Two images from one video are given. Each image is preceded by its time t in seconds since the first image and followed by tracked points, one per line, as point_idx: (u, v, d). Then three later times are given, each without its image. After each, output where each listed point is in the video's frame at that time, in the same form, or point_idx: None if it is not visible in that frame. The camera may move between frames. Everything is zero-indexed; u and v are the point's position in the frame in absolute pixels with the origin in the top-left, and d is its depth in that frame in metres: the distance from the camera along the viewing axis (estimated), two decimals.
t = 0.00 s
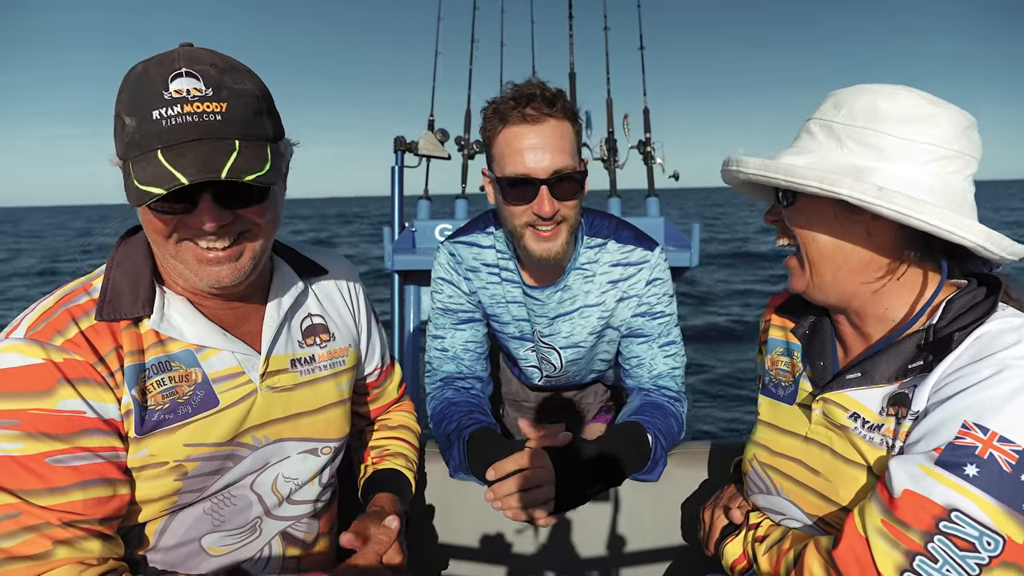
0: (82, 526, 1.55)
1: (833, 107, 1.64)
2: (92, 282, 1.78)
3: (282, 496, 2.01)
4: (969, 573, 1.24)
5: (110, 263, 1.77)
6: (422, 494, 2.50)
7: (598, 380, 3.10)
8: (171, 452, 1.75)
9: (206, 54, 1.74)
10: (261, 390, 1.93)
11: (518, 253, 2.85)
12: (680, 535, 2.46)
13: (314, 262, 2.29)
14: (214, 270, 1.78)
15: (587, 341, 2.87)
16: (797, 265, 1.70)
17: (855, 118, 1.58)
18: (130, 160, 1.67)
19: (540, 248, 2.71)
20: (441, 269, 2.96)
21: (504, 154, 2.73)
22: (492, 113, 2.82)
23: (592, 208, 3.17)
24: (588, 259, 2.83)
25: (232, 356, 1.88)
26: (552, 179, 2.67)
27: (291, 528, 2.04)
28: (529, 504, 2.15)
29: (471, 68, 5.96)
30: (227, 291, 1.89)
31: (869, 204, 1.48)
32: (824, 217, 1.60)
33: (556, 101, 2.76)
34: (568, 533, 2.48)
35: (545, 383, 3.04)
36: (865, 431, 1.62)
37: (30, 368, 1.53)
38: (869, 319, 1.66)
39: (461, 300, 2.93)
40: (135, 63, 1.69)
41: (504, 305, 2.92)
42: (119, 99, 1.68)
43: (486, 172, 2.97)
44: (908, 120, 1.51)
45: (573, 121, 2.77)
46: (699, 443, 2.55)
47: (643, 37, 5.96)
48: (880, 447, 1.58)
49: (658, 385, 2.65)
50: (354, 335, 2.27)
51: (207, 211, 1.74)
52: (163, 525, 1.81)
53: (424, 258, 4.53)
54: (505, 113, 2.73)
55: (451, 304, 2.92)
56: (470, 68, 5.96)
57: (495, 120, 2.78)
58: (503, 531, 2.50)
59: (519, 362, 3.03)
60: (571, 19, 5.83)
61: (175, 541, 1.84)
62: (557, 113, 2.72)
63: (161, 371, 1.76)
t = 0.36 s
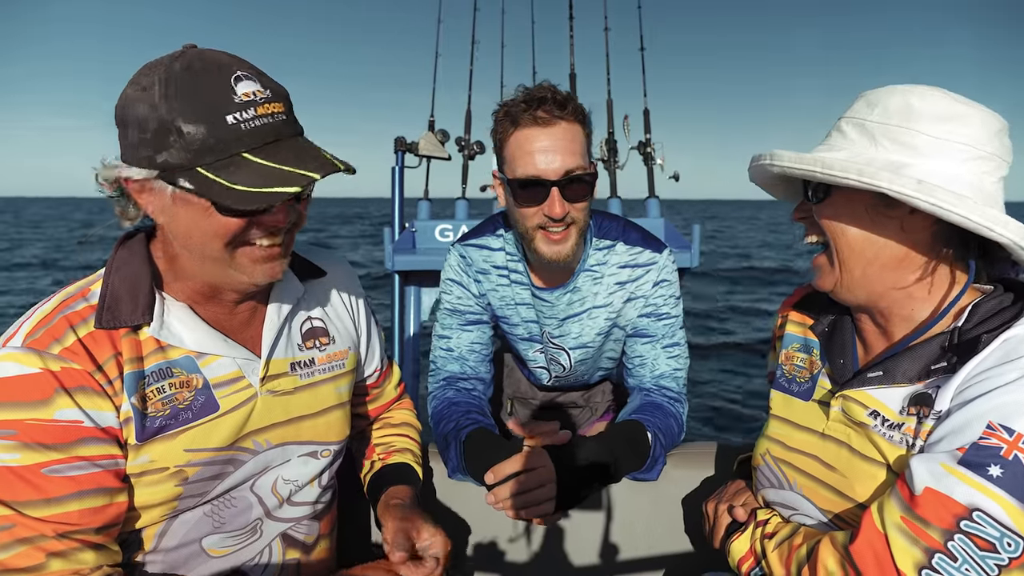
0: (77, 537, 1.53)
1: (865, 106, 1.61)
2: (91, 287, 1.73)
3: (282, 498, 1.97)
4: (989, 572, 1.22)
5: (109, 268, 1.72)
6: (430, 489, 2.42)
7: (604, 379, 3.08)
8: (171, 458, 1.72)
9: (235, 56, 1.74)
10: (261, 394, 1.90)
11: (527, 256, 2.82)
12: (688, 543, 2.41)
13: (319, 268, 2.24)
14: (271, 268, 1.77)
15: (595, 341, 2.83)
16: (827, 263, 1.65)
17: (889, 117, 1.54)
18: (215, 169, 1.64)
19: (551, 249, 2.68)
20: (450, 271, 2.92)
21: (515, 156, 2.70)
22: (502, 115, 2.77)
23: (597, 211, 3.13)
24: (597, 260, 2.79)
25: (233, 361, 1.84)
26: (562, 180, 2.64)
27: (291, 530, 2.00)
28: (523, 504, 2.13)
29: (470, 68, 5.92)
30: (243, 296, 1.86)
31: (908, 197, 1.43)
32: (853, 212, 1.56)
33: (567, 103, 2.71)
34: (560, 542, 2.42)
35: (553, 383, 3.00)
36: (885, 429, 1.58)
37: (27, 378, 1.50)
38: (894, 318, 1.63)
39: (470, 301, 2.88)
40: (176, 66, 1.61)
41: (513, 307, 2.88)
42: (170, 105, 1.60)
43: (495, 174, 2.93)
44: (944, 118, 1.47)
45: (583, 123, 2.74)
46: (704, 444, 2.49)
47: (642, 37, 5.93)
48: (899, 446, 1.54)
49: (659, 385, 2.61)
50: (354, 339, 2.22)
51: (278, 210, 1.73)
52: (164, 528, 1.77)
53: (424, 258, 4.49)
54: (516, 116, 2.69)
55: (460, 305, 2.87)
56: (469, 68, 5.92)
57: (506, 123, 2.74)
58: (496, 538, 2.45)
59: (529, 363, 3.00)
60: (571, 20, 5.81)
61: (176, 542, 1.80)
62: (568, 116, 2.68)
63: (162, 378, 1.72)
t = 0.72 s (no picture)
0: (59, 542, 1.49)
1: (894, 107, 1.53)
2: (81, 289, 1.68)
3: (277, 499, 1.92)
4: None
5: (100, 269, 1.68)
6: (430, 493, 2.36)
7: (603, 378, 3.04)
8: (162, 459, 1.68)
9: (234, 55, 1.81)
10: (254, 394, 1.85)
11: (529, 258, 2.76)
12: (689, 547, 2.36)
13: (310, 269, 2.20)
14: (288, 257, 1.82)
15: (592, 341, 2.77)
16: (851, 263, 1.59)
17: (923, 117, 1.47)
18: (250, 154, 1.71)
19: (569, 246, 2.58)
20: (447, 276, 2.88)
21: (517, 163, 2.68)
22: (495, 125, 2.78)
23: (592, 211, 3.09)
24: (591, 261, 2.74)
25: (226, 361, 1.80)
26: (574, 176, 2.62)
27: (287, 530, 1.95)
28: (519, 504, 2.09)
29: (471, 72, 5.90)
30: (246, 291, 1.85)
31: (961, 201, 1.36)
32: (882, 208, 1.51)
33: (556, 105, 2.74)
34: (556, 553, 2.37)
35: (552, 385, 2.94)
36: (896, 431, 1.53)
37: (13, 380, 1.46)
38: (906, 321, 1.57)
39: (467, 305, 2.84)
40: (192, 63, 1.65)
41: (510, 310, 2.85)
42: (200, 98, 1.65)
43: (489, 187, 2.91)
44: (978, 121, 1.42)
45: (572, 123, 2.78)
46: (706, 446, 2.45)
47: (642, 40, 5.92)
48: (911, 449, 1.50)
49: (654, 383, 2.57)
50: (348, 342, 2.17)
51: (299, 197, 1.81)
52: (159, 530, 1.73)
53: (424, 261, 4.45)
54: (511, 123, 2.69)
55: (457, 310, 2.83)
56: (469, 72, 5.90)
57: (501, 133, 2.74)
58: (492, 549, 2.38)
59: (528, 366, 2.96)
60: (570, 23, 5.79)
61: (171, 544, 1.75)
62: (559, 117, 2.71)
63: (152, 379, 1.68)
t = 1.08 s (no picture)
0: (42, 546, 1.51)
1: (878, 106, 1.54)
2: (64, 292, 1.71)
3: (267, 498, 1.92)
4: None
5: (84, 273, 1.71)
6: (431, 495, 2.37)
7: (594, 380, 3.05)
8: (149, 460, 1.69)
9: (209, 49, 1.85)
10: (243, 395, 1.86)
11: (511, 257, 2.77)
12: (686, 550, 2.35)
13: (300, 270, 2.21)
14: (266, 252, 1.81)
15: (579, 339, 2.78)
16: (836, 266, 1.60)
17: (906, 117, 1.47)
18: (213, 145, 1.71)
19: (546, 240, 2.59)
20: (433, 276, 2.91)
21: (496, 153, 2.69)
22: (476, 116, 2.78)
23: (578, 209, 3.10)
24: (576, 257, 2.74)
25: (213, 362, 1.81)
26: (553, 169, 2.63)
27: (279, 529, 1.95)
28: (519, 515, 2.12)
29: (472, 72, 5.92)
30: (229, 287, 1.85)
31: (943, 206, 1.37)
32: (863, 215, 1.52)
33: (540, 97, 2.75)
34: (558, 551, 2.36)
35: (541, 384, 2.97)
36: (882, 438, 1.55)
37: None
38: (894, 324, 1.59)
39: (455, 305, 2.87)
40: (154, 57, 1.68)
41: (498, 307, 2.85)
42: (160, 91, 1.66)
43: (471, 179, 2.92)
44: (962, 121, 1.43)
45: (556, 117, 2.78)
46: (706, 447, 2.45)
47: (642, 40, 5.92)
48: (898, 456, 1.51)
49: (647, 382, 2.60)
50: (339, 343, 2.18)
51: (273, 190, 1.81)
52: (149, 532, 1.75)
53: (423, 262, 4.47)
54: (493, 114, 2.70)
55: (445, 309, 2.86)
56: (470, 72, 5.93)
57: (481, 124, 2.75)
58: (494, 548, 2.37)
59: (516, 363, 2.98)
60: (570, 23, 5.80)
61: (162, 545, 1.77)
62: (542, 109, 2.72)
63: (137, 381, 1.70)
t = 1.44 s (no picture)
0: (44, 544, 1.56)
1: (844, 106, 1.58)
2: (63, 292, 1.76)
3: (268, 493, 1.97)
4: None
5: (82, 273, 1.77)
6: (431, 489, 2.42)
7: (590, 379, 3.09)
8: (149, 458, 1.74)
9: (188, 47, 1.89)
10: (241, 393, 1.90)
11: (500, 253, 2.81)
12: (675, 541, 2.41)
13: (299, 269, 2.25)
14: (246, 250, 1.84)
15: (574, 339, 2.82)
16: (806, 268, 1.65)
17: (871, 118, 1.52)
18: (177, 142, 1.73)
19: (529, 239, 2.66)
20: (426, 274, 2.96)
21: (482, 152, 2.74)
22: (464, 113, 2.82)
23: (571, 207, 3.13)
24: (570, 257, 2.78)
25: (212, 360, 1.86)
26: (536, 168, 2.68)
27: (280, 523, 1.99)
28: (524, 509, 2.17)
29: (472, 69, 5.96)
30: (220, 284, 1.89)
31: (906, 211, 1.43)
32: (833, 219, 1.56)
33: (529, 95, 2.77)
34: (564, 540, 2.41)
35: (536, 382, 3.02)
36: (860, 441, 1.60)
37: None
38: (868, 325, 1.64)
39: (449, 303, 2.92)
40: (126, 58, 1.72)
41: (492, 305, 2.90)
42: (129, 91, 1.71)
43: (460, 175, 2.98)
44: (924, 121, 1.47)
45: (546, 114, 2.80)
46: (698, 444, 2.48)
47: (643, 36, 5.95)
48: (874, 458, 1.57)
49: (647, 381, 2.66)
50: (338, 340, 2.23)
51: (247, 186, 1.84)
52: (148, 528, 1.80)
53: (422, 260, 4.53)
54: (480, 111, 2.74)
55: (439, 307, 2.91)
56: (471, 69, 5.97)
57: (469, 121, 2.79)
58: (500, 537, 2.42)
59: (510, 361, 3.03)
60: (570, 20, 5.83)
61: (163, 541, 1.82)
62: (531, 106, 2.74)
63: (137, 380, 1.74)
